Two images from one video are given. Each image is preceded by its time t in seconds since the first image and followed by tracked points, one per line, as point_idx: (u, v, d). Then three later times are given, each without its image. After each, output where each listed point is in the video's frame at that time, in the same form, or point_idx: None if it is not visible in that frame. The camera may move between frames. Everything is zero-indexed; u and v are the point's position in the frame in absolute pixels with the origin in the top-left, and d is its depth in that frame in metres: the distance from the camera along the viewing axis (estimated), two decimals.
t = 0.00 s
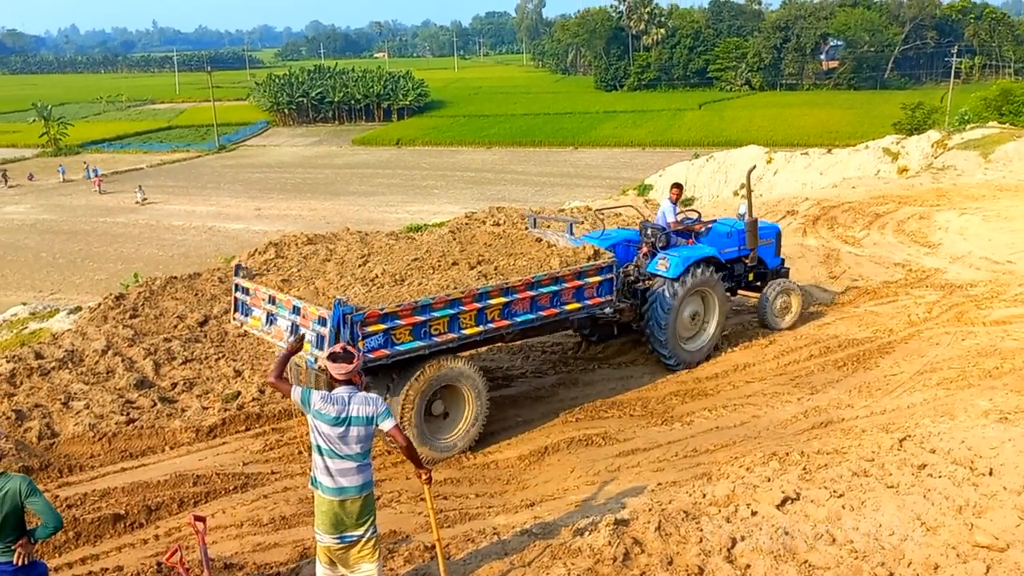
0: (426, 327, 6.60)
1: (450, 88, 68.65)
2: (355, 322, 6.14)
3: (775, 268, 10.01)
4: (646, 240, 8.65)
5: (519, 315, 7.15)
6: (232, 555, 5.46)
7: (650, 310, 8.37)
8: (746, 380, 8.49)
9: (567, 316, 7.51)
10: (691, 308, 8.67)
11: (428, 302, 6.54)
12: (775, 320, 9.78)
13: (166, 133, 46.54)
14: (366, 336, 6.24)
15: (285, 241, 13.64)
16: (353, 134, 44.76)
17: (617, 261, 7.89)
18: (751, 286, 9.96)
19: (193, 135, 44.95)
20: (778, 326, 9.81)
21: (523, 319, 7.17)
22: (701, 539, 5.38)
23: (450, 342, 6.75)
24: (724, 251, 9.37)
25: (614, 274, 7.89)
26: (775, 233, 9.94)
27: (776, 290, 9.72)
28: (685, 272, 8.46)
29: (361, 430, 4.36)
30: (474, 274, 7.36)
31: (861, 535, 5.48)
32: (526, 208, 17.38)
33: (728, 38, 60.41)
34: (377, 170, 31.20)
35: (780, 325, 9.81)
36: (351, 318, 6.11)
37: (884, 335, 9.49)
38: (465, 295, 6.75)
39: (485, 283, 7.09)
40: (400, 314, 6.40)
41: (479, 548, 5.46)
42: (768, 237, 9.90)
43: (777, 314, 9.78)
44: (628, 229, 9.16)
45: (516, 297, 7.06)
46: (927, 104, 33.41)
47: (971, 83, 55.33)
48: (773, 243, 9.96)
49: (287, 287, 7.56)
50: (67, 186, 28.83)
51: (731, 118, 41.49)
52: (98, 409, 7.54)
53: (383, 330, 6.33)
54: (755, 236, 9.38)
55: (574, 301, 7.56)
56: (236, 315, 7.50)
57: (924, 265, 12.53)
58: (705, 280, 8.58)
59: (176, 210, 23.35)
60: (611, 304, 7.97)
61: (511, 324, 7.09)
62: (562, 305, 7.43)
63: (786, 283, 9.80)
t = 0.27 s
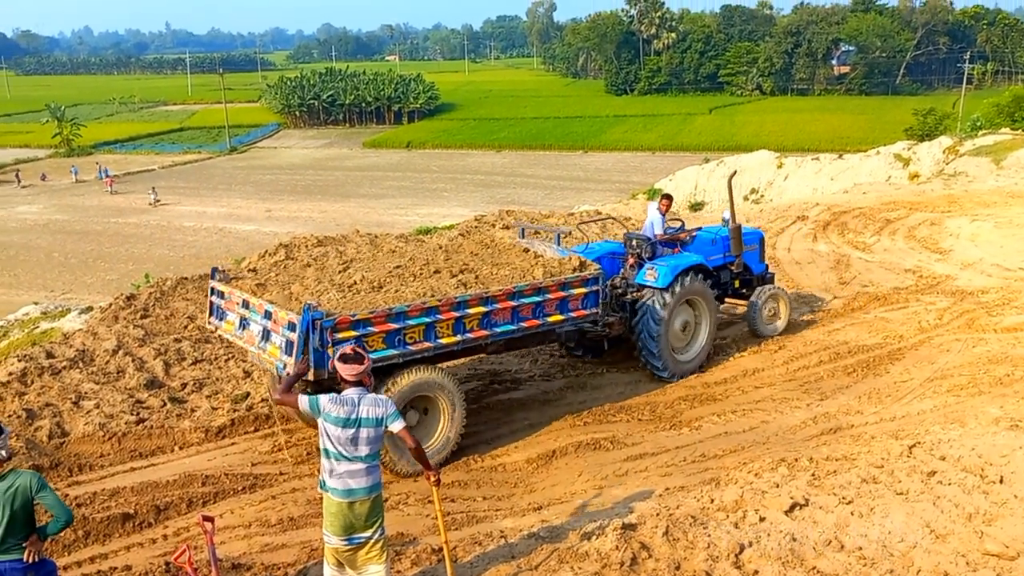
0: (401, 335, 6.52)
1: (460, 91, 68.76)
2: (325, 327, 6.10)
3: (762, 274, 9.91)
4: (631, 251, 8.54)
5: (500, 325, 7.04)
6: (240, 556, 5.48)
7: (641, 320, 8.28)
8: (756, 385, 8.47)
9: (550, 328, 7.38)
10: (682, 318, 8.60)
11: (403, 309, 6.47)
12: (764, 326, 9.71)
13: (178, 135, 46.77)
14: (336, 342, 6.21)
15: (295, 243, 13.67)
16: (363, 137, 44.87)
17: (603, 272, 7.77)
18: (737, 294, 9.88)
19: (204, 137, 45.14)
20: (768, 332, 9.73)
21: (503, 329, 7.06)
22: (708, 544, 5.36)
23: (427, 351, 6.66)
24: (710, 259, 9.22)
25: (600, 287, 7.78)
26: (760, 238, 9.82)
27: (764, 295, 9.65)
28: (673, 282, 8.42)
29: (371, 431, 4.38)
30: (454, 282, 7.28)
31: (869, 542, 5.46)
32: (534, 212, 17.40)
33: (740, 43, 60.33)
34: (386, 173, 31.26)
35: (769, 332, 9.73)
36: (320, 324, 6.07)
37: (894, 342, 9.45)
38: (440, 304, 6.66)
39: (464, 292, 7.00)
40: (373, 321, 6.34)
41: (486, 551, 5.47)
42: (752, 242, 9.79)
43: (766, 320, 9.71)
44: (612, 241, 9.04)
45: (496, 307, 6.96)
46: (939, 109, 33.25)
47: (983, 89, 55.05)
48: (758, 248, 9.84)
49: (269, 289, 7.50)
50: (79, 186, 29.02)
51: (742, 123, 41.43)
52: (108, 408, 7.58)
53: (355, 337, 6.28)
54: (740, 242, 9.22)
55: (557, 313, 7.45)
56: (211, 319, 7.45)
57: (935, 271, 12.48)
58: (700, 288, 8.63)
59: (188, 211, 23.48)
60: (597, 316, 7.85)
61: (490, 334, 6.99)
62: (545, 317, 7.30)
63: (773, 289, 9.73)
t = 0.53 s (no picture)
0: (372, 342, 6.40)
1: (474, 93, 68.87)
2: (290, 336, 6.01)
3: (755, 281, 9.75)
4: (624, 257, 8.35)
5: (477, 331, 6.91)
6: (253, 556, 5.50)
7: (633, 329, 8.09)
8: (769, 390, 8.43)
9: (531, 335, 7.23)
10: (675, 327, 8.38)
11: (374, 316, 6.35)
12: (757, 337, 9.50)
13: (194, 136, 47.04)
14: (304, 351, 6.11)
15: (309, 244, 13.71)
16: (377, 139, 44.99)
17: (587, 278, 7.59)
18: (730, 302, 9.69)
19: (220, 138, 45.37)
20: (761, 342, 9.54)
21: (481, 336, 6.93)
22: (721, 550, 5.34)
23: (400, 358, 6.53)
24: (705, 266, 9.04)
25: (584, 292, 7.58)
26: (753, 246, 9.68)
27: (758, 305, 9.46)
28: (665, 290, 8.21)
29: (383, 432, 4.40)
30: (430, 288, 7.10)
31: (884, 549, 5.42)
32: (547, 214, 17.39)
33: (755, 46, 60.13)
34: (400, 175, 31.32)
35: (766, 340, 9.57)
36: (286, 332, 5.98)
37: (909, 347, 9.38)
38: (413, 310, 6.51)
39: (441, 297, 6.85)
40: (342, 328, 6.24)
41: (497, 553, 5.46)
42: (746, 250, 9.63)
43: (759, 330, 9.51)
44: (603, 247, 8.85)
45: (473, 313, 6.82)
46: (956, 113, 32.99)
47: (1001, 92, 54.57)
48: (751, 256, 9.69)
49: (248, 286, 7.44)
50: (96, 187, 29.24)
51: (756, 126, 41.29)
52: (123, 407, 7.62)
53: (323, 344, 6.18)
54: (735, 250, 9.05)
55: (539, 319, 7.28)
56: (185, 325, 7.36)
57: (951, 276, 12.38)
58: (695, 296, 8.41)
59: (203, 212, 23.62)
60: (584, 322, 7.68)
61: (467, 340, 6.84)
62: (526, 323, 7.15)
63: (767, 298, 9.56)
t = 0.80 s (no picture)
0: (358, 345, 6.23)
1: (501, 96, 69.04)
2: (271, 336, 5.84)
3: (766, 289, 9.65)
4: (632, 266, 8.09)
5: (470, 337, 6.71)
6: (279, 555, 5.55)
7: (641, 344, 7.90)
8: (797, 397, 8.35)
9: (525, 341, 7.04)
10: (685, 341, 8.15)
11: (360, 318, 6.18)
12: (771, 345, 9.37)
13: (224, 138, 47.55)
14: (286, 352, 5.94)
15: (336, 246, 13.80)
16: (404, 142, 45.23)
17: (586, 285, 7.44)
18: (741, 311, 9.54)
19: (249, 141, 45.83)
20: (775, 351, 9.39)
21: (473, 342, 6.73)
22: (747, 558, 5.30)
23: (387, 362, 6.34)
24: (714, 275, 8.90)
25: (583, 299, 7.43)
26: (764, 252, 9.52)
27: (771, 312, 9.32)
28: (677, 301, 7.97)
29: (410, 433, 4.44)
30: (422, 293, 7.04)
31: (913, 560, 5.35)
32: (573, 218, 17.38)
33: (784, 50, 59.73)
34: (426, 178, 31.44)
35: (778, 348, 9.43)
36: (266, 332, 5.81)
37: (940, 355, 9.27)
38: (402, 313, 6.34)
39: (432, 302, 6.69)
40: (327, 330, 6.06)
41: (522, 557, 5.46)
42: (757, 258, 9.49)
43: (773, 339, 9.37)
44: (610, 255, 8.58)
45: (465, 318, 6.64)
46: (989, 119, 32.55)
47: None
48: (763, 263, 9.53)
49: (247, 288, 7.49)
50: (127, 188, 29.65)
51: (784, 131, 41.02)
52: (153, 406, 7.72)
53: (306, 346, 6.01)
54: (744, 258, 8.94)
55: (535, 326, 7.12)
56: (177, 328, 7.21)
57: (982, 284, 12.21)
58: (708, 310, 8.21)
59: (232, 214, 23.86)
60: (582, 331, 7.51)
61: (458, 346, 6.65)
62: (520, 330, 6.97)
63: (780, 306, 9.42)
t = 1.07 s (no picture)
0: (355, 347, 6.19)
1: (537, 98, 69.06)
2: (265, 334, 5.89)
3: (787, 296, 9.49)
4: (651, 275, 7.91)
5: (472, 342, 6.59)
6: (313, 552, 5.59)
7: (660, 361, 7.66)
8: (835, 403, 8.23)
9: (532, 349, 6.88)
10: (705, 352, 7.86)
11: (357, 319, 6.16)
12: (795, 353, 9.07)
13: (262, 139, 48.13)
14: (280, 351, 5.97)
15: (371, 246, 13.89)
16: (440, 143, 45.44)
17: (598, 292, 7.23)
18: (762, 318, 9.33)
19: (287, 141, 46.34)
20: (798, 360, 9.11)
21: (476, 347, 6.60)
22: (782, 565, 5.23)
23: (385, 364, 6.29)
24: (735, 282, 8.69)
25: (594, 306, 7.21)
26: (785, 259, 9.44)
27: (795, 320, 9.09)
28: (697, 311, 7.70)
29: (444, 432, 4.44)
30: (424, 296, 6.99)
31: (953, 570, 5.23)
32: (608, 220, 17.32)
33: (824, 52, 58.99)
34: (462, 179, 31.54)
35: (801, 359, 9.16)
36: (260, 330, 5.86)
37: (983, 363, 9.08)
38: (401, 316, 6.28)
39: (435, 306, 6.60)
40: (323, 330, 6.06)
41: (554, 559, 5.45)
42: (779, 264, 9.35)
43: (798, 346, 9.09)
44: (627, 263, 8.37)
45: (468, 323, 6.52)
46: None
47: None
48: (784, 270, 9.43)
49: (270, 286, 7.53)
50: (168, 187, 30.13)
51: (823, 133, 40.51)
52: (191, 402, 7.83)
53: (301, 346, 6.03)
54: (767, 265, 8.74)
55: (543, 332, 6.93)
56: (185, 326, 7.22)
57: None
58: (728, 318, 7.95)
59: (270, 213, 24.12)
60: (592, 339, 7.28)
61: (460, 351, 6.53)
62: (527, 336, 6.81)
63: (804, 314, 9.21)
